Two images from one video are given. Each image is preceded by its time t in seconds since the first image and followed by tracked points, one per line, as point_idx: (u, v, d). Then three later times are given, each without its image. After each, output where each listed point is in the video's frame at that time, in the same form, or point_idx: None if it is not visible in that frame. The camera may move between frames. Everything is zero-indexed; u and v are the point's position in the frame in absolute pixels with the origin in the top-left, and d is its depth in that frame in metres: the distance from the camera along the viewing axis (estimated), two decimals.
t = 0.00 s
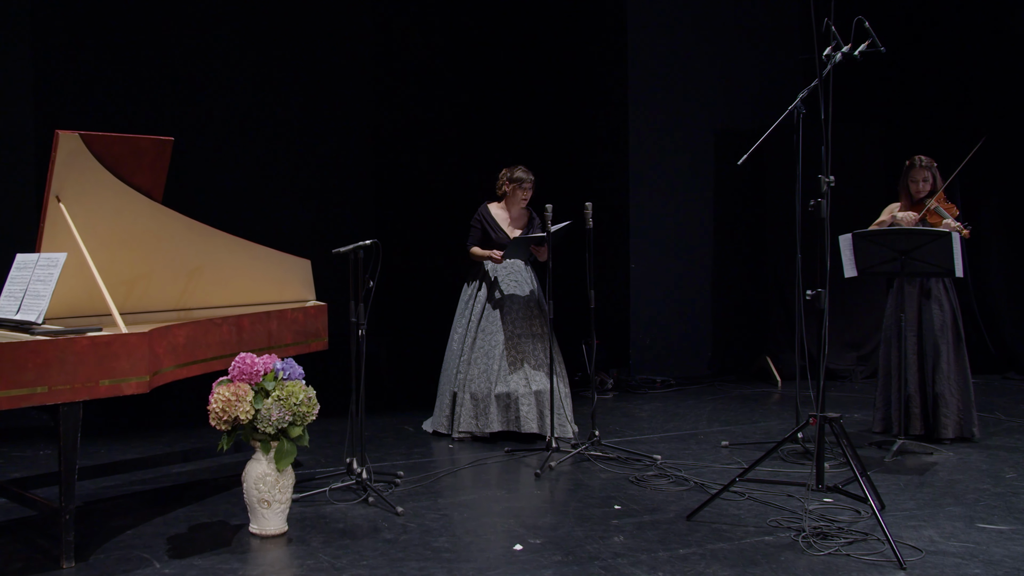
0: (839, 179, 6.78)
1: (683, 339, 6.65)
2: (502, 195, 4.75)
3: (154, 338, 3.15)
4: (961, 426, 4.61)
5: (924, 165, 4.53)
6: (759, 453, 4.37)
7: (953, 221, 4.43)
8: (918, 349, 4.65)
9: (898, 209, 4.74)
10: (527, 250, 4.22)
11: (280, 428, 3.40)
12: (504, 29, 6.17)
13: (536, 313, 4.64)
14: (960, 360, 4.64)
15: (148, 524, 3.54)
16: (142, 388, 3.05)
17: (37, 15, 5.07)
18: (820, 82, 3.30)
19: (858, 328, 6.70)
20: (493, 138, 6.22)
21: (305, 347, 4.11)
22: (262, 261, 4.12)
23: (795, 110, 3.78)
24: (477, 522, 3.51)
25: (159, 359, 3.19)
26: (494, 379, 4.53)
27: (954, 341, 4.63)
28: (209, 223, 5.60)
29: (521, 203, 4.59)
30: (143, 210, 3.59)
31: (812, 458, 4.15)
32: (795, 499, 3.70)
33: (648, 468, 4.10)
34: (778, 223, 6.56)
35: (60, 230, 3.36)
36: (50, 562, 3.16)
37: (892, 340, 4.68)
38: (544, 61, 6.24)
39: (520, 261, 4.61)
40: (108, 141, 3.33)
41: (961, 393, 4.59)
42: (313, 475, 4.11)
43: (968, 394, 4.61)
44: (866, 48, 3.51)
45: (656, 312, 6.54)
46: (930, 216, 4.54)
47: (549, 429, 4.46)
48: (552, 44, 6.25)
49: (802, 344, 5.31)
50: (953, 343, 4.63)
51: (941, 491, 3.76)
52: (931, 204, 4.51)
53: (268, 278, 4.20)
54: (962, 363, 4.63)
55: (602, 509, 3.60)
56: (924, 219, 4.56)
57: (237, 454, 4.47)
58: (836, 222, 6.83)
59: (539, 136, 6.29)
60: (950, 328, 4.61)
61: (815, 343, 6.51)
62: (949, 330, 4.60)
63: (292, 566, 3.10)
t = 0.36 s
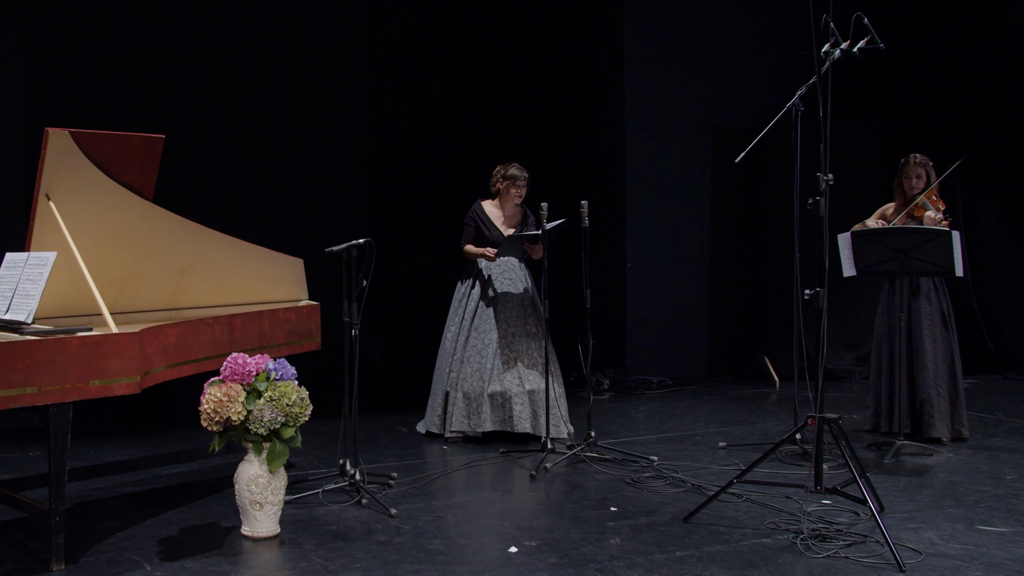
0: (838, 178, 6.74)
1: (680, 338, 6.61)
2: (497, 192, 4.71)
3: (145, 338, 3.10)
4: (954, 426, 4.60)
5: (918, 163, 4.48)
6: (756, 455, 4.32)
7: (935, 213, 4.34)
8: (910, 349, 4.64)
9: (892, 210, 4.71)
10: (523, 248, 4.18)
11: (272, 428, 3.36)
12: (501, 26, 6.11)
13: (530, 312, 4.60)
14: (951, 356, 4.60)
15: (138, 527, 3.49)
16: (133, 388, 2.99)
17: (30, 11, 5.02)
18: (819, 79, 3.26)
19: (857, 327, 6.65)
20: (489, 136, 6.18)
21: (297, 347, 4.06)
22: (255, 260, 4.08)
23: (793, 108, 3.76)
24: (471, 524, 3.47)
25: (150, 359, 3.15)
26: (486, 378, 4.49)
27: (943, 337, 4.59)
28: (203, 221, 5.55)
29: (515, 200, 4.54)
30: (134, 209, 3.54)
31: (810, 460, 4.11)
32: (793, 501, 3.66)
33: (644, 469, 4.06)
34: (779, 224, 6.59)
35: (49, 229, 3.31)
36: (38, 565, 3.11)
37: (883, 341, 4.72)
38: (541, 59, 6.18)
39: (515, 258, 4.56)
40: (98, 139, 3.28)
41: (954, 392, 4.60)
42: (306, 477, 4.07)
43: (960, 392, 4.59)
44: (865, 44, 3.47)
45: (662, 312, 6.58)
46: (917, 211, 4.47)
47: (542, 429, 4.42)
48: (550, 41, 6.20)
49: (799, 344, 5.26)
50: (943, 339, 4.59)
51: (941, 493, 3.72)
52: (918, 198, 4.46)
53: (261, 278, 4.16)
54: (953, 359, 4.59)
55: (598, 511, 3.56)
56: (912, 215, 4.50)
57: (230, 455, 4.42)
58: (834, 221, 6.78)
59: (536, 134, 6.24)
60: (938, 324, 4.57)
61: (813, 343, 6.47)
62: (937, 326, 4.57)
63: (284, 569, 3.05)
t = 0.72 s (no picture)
0: (837, 177, 6.70)
1: (679, 338, 6.54)
2: (492, 191, 4.66)
3: (136, 337, 3.05)
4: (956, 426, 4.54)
5: (911, 162, 4.43)
6: (755, 456, 4.28)
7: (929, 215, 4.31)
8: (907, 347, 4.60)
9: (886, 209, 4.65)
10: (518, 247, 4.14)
11: (265, 429, 3.31)
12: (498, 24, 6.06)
13: (524, 310, 4.57)
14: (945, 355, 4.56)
15: (129, 529, 3.45)
16: (124, 389, 2.93)
17: (22, 9, 4.98)
18: (817, 76, 3.23)
19: (856, 327, 6.60)
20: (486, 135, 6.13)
21: (290, 347, 4.01)
22: (247, 260, 4.03)
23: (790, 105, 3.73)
24: (466, 526, 3.43)
25: (141, 360, 3.10)
26: (480, 377, 4.44)
27: (937, 335, 4.56)
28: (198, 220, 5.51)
29: (510, 199, 4.50)
30: (125, 208, 3.50)
31: (809, 461, 4.07)
32: (791, 503, 3.62)
33: (640, 471, 4.01)
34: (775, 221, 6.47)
35: (39, 227, 3.28)
36: (27, 568, 3.07)
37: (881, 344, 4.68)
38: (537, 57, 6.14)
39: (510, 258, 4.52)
40: (89, 137, 3.23)
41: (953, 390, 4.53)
42: (299, 478, 4.03)
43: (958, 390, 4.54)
44: (865, 41, 3.42)
45: (654, 310, 6.46)
46: (910, 211, 4.42)
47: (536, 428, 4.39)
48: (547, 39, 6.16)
49: (798, 345, 5.22)
50: (937, 337, 4.55)
51: (941, 494, 3.68)
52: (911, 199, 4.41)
53: (254, 277, 4.11)
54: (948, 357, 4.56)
55: (594, 513, 3.52)
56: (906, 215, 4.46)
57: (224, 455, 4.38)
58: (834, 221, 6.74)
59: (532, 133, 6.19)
60: (932, 323, 4.53)
61: (812, 343, 6.42)
62: (931, 324, 4.54)
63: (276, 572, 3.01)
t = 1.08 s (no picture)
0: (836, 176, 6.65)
1: (677, 338, 6.50)
2: (487, 191, 4.62)
3: (127, 337, 3.00)
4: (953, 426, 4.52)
5: (910, 161, 4.38)
6: (753, 457, 4.24)
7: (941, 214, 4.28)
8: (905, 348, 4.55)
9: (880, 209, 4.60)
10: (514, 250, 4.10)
11: (257, 430, 3.27)
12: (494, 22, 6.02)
13: (520, 313, 4.52)
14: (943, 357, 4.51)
15: (119, 531, 3.41)
16: (115, 389, 2.88)
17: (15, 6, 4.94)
18: (816, 72, 3.17)
19: (855, 327, 6.56)
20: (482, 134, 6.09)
21: (283, 348, 3.96)
22: (239, 258, 3.99)
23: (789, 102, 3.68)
24: (461, 528, 3.39)
25: (132, 360, 3.05)
26: (474, 380, 4.41)
27: (936, 338, 4.48)
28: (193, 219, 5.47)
29: (506, 201, 4.45)
30: (115, 205, 3.45)
31: (807, 462, 4.03)
32: (790, 505, 3.57)
33: (637, 472, 3.97)
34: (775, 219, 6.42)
35: (29, 226, 3.23)
36: (16, 571, 3.03)
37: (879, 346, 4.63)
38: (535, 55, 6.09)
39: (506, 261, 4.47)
40: (78, 133, 3.19)
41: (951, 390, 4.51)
42: (291, 480, 3.99)
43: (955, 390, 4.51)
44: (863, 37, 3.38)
45: (651, 310, 6.43)
46: (917, 211, 4.37)
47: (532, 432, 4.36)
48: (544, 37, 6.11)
49: (797, 345, 5.18)
50: (936, 340, 4.48)
51: (941, 496, 3.64)
52: (918, 199, 4.37)
53: (246, 276, 4.06)
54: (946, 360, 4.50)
55: (589, 515, 3.48)
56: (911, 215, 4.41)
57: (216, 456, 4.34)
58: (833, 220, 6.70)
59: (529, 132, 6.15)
60: (931, 326, 4.46)
61: (811, 343, 6.38)
62: (930, 328, 4.47)
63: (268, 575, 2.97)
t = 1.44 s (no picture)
0: (835, 175, 6.61)
1: (674, 339, 6.47)
2: (483, 190, 4.58)
3: (118, 338, 2.96)
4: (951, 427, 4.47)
5: (907, 158, 4.36)
6: (751, 459, 4.20)
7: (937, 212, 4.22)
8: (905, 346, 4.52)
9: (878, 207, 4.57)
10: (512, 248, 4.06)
11: (249, 432, 3.23)
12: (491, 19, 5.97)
13: (518, 313, 4.50)
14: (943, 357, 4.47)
15: (110, 533, 3.36)
16: (106, 390, 2.85)
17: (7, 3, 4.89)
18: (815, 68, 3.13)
19: (854, 327, 6.52)
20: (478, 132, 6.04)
21: (275, 348, 3.91)
22: (231, 257, 3.93)
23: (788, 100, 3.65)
24: (456, 530, 3.35)
25: (123, 360, 3.01)
26: (473, 383, 4.38)
27: (936, 338, 4.45)
28: (188, 218, 5.42)
29: (503, 200, 4.42)
30: (105, 203, 3.42)
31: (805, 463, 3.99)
32: (788, 507, 3.54)
33: (633, 474, 3.94)
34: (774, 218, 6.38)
35: (19, 224, 3.18)
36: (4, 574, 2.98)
37: (880, 344, 4.58)
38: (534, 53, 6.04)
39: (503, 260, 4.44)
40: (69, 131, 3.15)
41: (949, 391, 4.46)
42: (284, 481, 3.94)
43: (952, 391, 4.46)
44: (863, 34, 3.34)
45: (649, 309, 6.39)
46: (917, 210, 4.35)
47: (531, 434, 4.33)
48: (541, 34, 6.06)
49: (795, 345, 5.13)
50: (936, 339, 4.45)
51: (941, 498, 3.60)
52: (917, 198, 4.34)
53: (238, 276, 4.01)
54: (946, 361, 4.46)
55: (586, 517, 3.44)
56: (909, 213, 4.38)
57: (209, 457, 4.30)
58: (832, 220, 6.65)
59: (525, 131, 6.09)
60: (930, 326, 4.44)
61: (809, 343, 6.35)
62: (930, 327, 4.44)
63: None
